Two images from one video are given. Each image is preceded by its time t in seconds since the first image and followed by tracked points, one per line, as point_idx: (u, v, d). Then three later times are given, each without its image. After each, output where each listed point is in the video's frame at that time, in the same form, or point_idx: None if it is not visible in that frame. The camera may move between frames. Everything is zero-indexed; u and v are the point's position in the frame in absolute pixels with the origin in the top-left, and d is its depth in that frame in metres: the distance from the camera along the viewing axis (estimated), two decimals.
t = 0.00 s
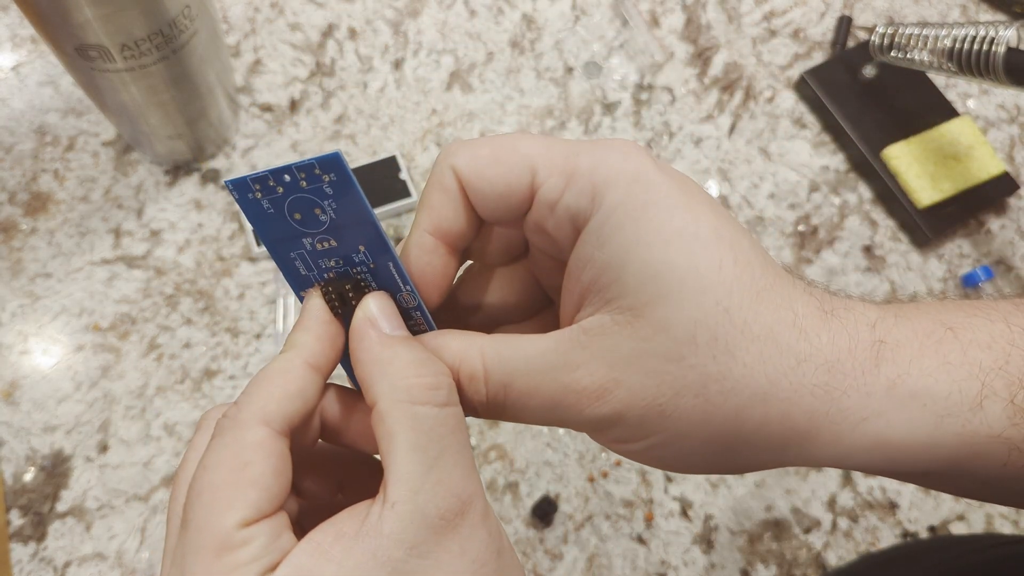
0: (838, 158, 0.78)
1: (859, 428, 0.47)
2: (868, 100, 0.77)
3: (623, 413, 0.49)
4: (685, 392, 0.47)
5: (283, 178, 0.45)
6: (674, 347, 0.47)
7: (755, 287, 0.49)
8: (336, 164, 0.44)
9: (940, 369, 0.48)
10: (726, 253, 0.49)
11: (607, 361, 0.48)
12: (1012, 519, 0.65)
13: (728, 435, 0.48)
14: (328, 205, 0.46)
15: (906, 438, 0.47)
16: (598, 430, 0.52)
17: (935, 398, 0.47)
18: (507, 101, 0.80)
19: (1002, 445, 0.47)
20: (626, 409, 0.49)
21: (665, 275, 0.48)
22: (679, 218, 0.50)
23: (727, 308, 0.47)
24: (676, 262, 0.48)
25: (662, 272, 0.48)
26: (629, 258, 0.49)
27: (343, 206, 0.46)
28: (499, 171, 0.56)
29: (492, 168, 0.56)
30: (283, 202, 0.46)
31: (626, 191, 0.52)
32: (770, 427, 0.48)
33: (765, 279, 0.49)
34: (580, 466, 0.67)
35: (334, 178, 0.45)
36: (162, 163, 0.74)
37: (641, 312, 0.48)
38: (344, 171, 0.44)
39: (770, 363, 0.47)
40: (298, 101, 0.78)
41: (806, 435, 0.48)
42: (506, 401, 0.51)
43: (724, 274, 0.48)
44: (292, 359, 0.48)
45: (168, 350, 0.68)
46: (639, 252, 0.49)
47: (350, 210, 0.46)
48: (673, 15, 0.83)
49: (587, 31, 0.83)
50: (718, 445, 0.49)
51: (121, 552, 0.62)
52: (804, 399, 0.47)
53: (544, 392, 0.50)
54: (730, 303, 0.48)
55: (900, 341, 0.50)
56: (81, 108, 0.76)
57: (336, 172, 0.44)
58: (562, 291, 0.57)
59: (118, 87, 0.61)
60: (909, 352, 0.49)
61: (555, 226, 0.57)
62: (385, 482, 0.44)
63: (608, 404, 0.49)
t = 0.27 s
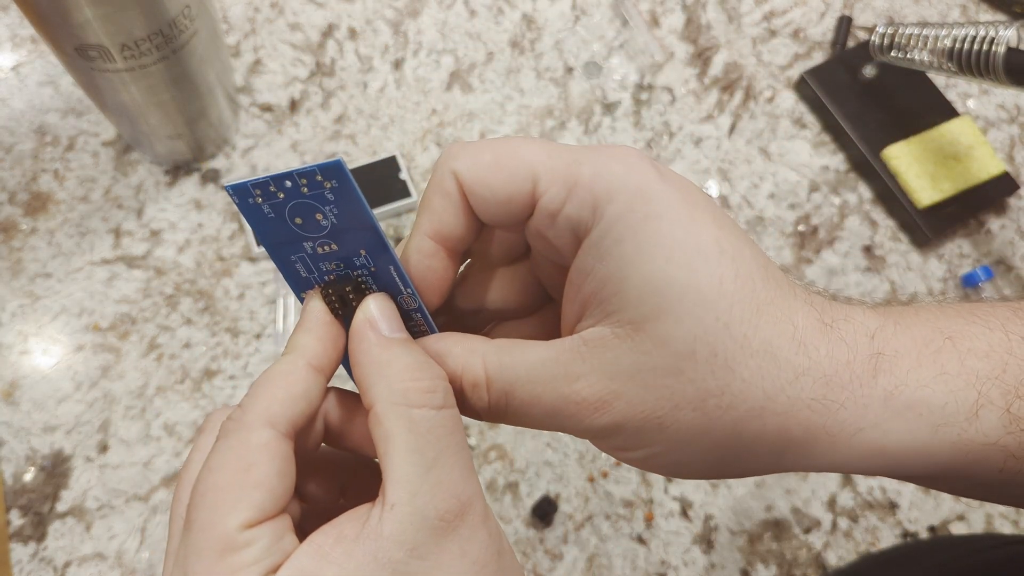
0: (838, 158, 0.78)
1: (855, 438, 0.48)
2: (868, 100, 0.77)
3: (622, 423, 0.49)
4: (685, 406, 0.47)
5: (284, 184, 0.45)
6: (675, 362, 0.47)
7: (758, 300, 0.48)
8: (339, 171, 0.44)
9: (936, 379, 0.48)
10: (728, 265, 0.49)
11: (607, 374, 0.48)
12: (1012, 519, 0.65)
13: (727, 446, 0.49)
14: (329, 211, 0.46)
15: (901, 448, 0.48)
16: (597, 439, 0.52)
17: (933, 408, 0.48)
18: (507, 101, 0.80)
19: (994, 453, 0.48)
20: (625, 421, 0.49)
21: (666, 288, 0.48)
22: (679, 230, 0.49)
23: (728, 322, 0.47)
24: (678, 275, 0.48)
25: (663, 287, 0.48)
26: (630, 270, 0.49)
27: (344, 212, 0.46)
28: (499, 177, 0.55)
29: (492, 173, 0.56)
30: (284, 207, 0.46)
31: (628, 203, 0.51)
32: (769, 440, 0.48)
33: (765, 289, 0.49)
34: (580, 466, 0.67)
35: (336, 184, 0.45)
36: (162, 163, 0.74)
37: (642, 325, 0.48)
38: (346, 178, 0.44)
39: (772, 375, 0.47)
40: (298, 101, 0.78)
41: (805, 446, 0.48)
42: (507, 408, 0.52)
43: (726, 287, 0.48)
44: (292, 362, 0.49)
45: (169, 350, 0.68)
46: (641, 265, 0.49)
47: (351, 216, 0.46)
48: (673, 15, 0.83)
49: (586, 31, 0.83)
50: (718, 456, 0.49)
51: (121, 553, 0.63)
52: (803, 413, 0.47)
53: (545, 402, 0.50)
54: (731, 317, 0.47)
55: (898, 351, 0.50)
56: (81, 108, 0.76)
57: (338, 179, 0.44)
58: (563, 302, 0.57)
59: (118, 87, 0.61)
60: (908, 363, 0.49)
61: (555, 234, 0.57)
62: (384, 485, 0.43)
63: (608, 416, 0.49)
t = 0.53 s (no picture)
0: (838, 158, 0.78)
1: (865, 404, 0.46)
2: (868, 100, 0.77)
3: (626, 383, 0.48)
4: (687, 360, 0.47)
5: (292, 167, 0.46)
6: (676, 318, 0.47)
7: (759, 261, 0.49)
8: (344, 146, 0.47)
9: (941, 347, 0.47)
10: (728, 227, 0.50)
11: (608, 332, 0.48)
12: (1013, 519, 0.64)
13: (731, 411, 0.47)
14: (338, 189, 0.47)
15: (907, 415, 0.46)
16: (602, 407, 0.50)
17: (939, 373, 0.46)
18: (507, 101, 0.80)
19: (1004, 430, 0.46)
20: (628, 381, 0.48)
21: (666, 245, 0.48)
22: (679, 195, 0.51)
23: (728, 279, 0.47)
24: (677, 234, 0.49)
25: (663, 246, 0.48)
26: (632, 232, 0.50)
27: (353, 189, 0.47)
28: (506, 160, 0.58)
29: (500, 155, 0.58)
30: (292, 195, 0.47)
31: (629, 170, 0.53)
32: (775, 403, 0.47)
33: (765, 253, 0.50)
34: (580, 466, 0.67)
35: (343, 159, 0.47)
36: (162, 163, 0.74)
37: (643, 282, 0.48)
38: (351, 151, 0.46)
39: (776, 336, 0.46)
40: (298, 101, 0.78)
41: (813, 411, 0.47)
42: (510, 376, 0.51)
43: (726, 248, 0.48)
44: (276, 372, 0.51)
45: (169, 350, 0.68)
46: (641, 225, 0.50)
47: (359, 193, 0.48)
48: (673, 15, 0.83)
49: (587, 31, 0.83)
50: (723, 420, 0.48)
51: (121, 552, 0.63)
52: (804, 373, 0.46)
53: (546, 365, 0.49)
54: (731, 275, 0.47)
55: (899, 316, 0.49)
56: (81, 108, 0.76)
57: (345, 154, 0.46)
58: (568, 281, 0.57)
59: (119, 87, 0.61)
60: (913, 329, 0.48)
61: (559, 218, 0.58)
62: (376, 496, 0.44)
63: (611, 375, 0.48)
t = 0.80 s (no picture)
0: (838, 158, 0.78)
1: (897, 301, 0.45)
2: (868, 100, 0.77)
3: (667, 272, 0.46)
4: (733, 248, 0.46)
5: (319, 100, 0.51)
6: (712, 215, 0.47)
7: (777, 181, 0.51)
8: (364, 74, 0.52)
9: (969, 262, 0.47)
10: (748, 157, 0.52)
11: (647, 223, 0.47)
12: (1013, 519, 0.64)
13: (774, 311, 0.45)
14: (361, 117, 0.51)
15: (947, 324, 0.45)
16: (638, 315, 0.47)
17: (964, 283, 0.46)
18: (507, 101, 0.80)
19: None
20: (669, 271, 0.45)
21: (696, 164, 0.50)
22: (696, 130, 0.54)
23: (753, 187, 0.49)
24: (702, 155, 0.51)
25: (689, 165, 0.50)
26: (658, 159, 0.52)
27: (373, 115, 0.51)
28: (537, 114, 0.62)
29: (531, 114, 0.62)
30: (319, 129, 0.51)
31: (650, 112, 0.56)
32: (816, 283, 0.45)
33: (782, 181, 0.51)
34: (580, 466, 0.67)
35: (365, 87, 0.51)
36: (162, 163, 0.74)
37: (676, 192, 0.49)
38: (371, 78, 0.51)
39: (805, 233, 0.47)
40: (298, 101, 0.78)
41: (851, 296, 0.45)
42: (539, 290, 0.47)
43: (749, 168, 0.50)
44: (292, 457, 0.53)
45: (169, 350, 0.68)
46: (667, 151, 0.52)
47: (382, 116, 0.51)
48: (673, 15, 0.83)
49: (586, 31, 0.83)
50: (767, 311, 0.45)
51: (121, 552, 0.63)
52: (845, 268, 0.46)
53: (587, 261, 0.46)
54: (755, 186, 0.49)
55: (919, 240, 0.50)
56: (81, 108, 0.76)
57: (365, 81, 0.51)
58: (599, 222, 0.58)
59: (118, 87, 0.61)
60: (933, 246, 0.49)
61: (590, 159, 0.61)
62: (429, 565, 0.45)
63: (654, 259, 0.45)
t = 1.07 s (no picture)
0: (838, 158, 0.78)
1: (914, 309, 0.44)
2: (868, 100, 0.77)
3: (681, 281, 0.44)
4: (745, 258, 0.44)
5: (235, 208, 0.49)
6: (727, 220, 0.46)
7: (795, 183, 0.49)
8: (258, 152, 0.49)
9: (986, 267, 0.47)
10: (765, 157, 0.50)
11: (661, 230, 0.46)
12: (1014, 519, 0.64)
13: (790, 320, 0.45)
14: (281, 195, 0.50)
15: (961, 335, 0.44)
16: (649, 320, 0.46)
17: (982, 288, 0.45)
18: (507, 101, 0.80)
19: None
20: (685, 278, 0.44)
21: (712, 164, 0.49)
22: (712, 127, 0.52)
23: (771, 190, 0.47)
24: (718, 156, 0.49)
25: (705, 166, 0.49)
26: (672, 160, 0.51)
27: (293, 186, 0.50)
28: (535, 112, 0.61)
29: (531, 112, 0.61)
30: (250, 228, 0.49)
31: (665, 109, 0.55)
32: (833, 291, 0.44)
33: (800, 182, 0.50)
34: (580, 466, 0.67)
35: (263, 163, 0.49)
36: (162, 163, 0.74)
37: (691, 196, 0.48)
38: (263, 154, 0.49)
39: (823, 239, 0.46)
40: (298, 101, 0.78)
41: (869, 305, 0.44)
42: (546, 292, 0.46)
43: (766, 170, 0.49)
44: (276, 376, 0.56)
45: (168, 350, 0.68)
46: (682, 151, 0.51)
47: (303, 185, 0.50)
48: (673, 15, 0.83)
49: (587, 31, 0.83)
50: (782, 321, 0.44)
51: (122, 552, 0.63)
52: (862, 279, 0.45)
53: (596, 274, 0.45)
54: (773, 189, 0.48)
55: (938, 242, 0.49)
56: (80, 107, 0.76)
57: (265, 158, 0.49)
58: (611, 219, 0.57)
59: (118, 87, 0.61)
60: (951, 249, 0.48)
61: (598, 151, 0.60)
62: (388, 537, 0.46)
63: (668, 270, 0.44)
